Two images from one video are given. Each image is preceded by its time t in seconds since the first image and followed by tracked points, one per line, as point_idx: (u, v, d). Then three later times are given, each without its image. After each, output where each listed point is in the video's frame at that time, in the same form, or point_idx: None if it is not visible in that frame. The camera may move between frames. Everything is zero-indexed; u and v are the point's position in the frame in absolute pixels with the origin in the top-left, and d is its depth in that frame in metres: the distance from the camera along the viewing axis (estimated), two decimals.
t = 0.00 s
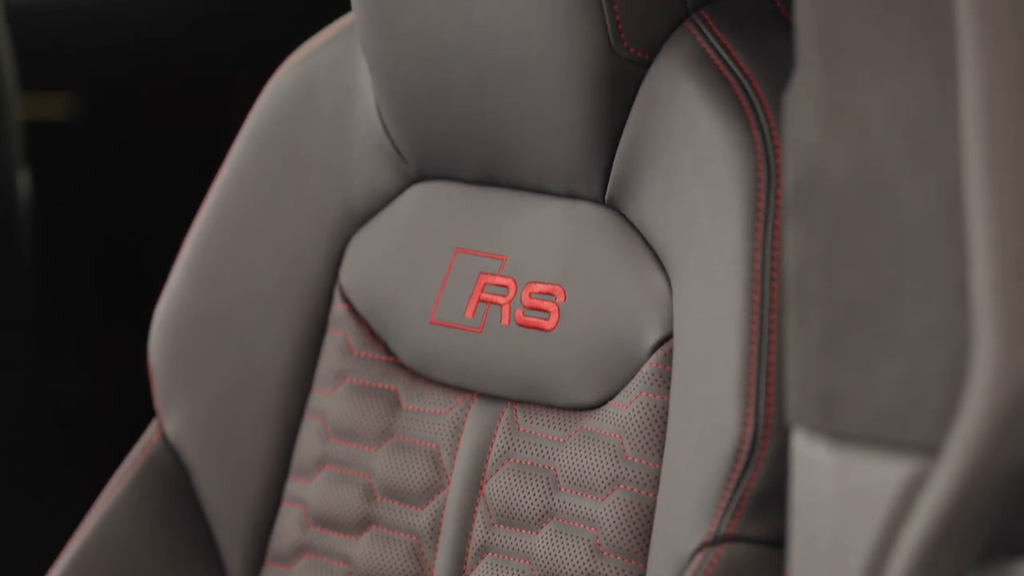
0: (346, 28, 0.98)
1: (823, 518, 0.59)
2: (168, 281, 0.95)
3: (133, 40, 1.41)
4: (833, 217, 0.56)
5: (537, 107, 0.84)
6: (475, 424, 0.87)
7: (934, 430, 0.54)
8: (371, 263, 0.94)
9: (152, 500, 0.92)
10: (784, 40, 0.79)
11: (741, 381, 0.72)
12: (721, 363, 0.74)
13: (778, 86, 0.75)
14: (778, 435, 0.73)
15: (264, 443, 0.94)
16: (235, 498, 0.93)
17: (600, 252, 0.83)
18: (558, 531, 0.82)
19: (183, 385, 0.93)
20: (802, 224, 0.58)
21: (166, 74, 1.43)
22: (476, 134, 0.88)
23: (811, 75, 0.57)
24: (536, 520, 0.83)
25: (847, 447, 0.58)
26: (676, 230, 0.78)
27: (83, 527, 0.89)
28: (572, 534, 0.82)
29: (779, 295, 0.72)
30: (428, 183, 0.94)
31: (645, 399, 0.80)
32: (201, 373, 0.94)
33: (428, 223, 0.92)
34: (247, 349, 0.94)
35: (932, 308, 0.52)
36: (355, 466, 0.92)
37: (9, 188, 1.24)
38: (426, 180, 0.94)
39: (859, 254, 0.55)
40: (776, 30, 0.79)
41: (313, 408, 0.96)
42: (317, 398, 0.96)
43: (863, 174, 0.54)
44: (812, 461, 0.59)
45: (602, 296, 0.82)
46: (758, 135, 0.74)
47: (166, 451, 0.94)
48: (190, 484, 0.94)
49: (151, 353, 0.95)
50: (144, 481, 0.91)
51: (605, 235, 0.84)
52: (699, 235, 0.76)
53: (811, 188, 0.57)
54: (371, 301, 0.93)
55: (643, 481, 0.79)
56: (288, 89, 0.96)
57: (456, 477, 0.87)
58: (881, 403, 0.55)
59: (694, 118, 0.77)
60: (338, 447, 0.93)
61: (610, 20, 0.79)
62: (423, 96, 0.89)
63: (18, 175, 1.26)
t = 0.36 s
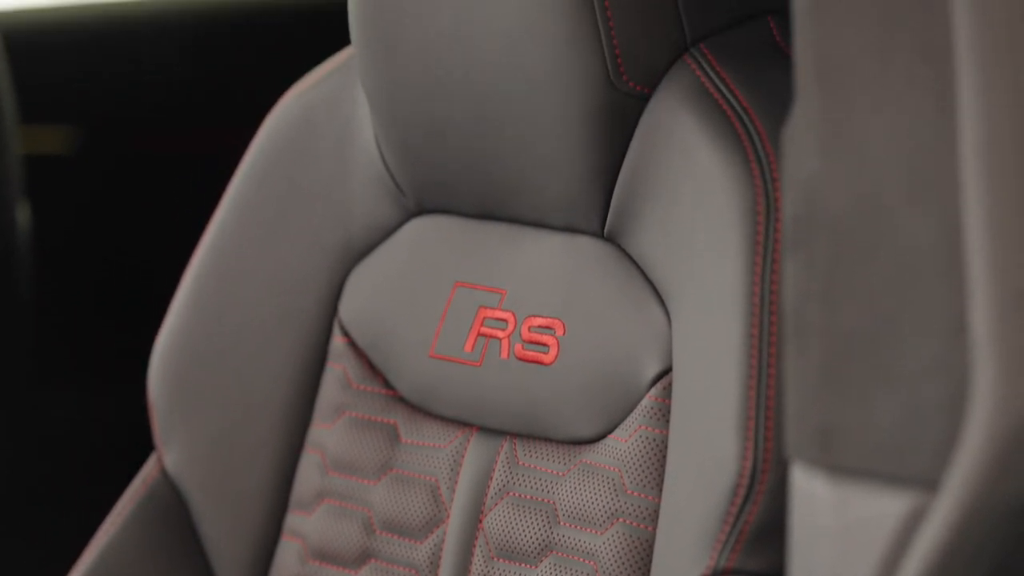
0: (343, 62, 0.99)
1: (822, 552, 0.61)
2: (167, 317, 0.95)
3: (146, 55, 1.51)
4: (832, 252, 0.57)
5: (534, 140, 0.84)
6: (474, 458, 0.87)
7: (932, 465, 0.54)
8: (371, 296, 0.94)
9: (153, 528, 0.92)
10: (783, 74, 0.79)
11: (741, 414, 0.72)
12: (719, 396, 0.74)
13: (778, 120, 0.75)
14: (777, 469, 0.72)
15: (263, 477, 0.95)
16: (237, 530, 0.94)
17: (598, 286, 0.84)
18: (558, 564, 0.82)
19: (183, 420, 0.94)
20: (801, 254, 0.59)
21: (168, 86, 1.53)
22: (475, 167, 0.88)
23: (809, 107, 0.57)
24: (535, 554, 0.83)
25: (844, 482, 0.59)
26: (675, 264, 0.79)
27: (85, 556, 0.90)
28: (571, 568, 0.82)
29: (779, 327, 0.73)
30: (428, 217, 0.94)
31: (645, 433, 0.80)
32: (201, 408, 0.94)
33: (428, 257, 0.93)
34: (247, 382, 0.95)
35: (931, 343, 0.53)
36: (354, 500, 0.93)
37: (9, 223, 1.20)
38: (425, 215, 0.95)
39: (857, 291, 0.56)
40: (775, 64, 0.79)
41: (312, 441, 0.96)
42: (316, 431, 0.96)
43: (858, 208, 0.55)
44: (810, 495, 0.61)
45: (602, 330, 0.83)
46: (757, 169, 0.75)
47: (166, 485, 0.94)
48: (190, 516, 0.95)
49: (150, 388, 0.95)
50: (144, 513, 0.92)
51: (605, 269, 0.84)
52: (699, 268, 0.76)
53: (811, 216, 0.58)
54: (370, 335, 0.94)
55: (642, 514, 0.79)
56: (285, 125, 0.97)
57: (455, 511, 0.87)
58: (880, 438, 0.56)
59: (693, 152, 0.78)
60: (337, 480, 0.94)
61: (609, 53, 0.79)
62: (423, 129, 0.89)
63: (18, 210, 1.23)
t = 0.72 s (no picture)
0: (342, 94, 0.99)
1: None
2: (165, 349, 0.96)
3: (152, 80, 1.56)
4: (831, 285, 0.57)
5: (532, 172, 0.85)
6: (474, 490, 0.87)
7: (933, 496, 0.55)
8: (371, 328, 0.94)
9: (152, 558, 0.93)
10: (782, 105, 0.80)
11: (741, 446, 0.73)
12: (718, 427, 0.74)
13: (776, 152, 0.76)
14: (776, 500, 0.72)
15: (262, 509, 0.95)
16: (236, 561, 0.94)
17: (597, 318, 0.84)
18: None
19: (182, 452, 0.94)
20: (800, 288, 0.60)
21: (171, 108, 1.57)
22: (474, 199, 0.89)
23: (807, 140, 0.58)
24: None
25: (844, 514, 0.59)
26: (674, 296, 0.79)
27: None
28: None
29: (778, 358, 0.73)
30: (426, 249, 0.95)
31: (644, 464, 0.80)
32: (199, 440, 0.94)
33: (427, 289, 0.93)
34: (246, 413, 0.95)
35: (931, 373, 0.54)
36: (353, 531, 0.93)
37: (9, 254, 1.21)
38: (424, 247, 0.95)
39: (854, 317, 0.56)
40: (774, 95, 0.80)
41: (312, 473, 0.96)
42: (315, 462, 0.96)
43: (856, 240, 0.56)
44: (809, 528, 0.61)
45: (601, 361, 0.83)
46: (756, 200, 0.75)
47: (166, 516, 0.94)
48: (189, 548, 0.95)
49: (149, 420, 0.96)
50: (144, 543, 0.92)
51: (604, 301, 0.84)
52: (698, 299, 0.77)
53: (811, 248, 0.58)
54: (369, 367, 0.94)
55: (642, 546, 0.79)
56: (285, 157, 0.97)
57: (453, 544, 0.87)
58: (878, 469, 0.56)
59: (691, 185, 0.78)
60: (336, 511, 0.94)
61: (608, 86, 0.80)
62: (423, 162, 0.90)
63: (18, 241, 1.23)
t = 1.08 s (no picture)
0: (343, 124, 1.00)
1: None
2: (165, 379, 0.97)
3: (155, 105, 1.59)
4: (830, 315, 0.58)
5: (531, 201, 0.85)
6: (473, 520, 0.87)
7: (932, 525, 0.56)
8: (371, 358, 0.95)
9: None
10: (782, 136, 0.81)
11: (739, 478, 0.73)
12: (716, 457, 0.74)
13: (775, 183, 0.77)
14: (774, 530, 0.73)
15: (261, 539, 0.95)
16: None
17: (597, 347, 0.84)
18: None
19: (181, 482, 0.95)
20: (800, 316, 0.61)
21: (174, 136, 1.60)
22: (472, 229, 0.89)
23: (807, 172, 0.59)
24: None
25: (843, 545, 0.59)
26: (672, 326, 0.79)
27: None
28: None
29: (777, 389, 0.74)
30: (425, 279, 0.95)
31: (644, 495, 0.80)
32: (200, 470, 0.95)
33: (426, 320, 0.93)
34: (247, 442, 0.95)
35: (929, 404, 0.55)
36: (351, 562, 0.92)
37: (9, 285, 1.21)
38: (423, 277, 0.95)
39: (851, 348, 0.58)
40: (774, 126, 0.82)
41: (311, 503, 0.96)
42: (314, 492, 0.96)
43: (856, 271, 0.57)
44: (809, 558, 0.61)
45: (600, 391, 0.83)
46: (754, 230, 0.76)
47: (165, 546, 0.95)
48: None
49: (149, 450, 0.97)
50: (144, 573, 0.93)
51: (603, 331, 0.84)
52: (695, 330, 0.77)
53: (810, 277, 0.60)
54: (368, 397, 0.94)
55: None
56: (286, 187, 0.98)
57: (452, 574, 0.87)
58: (876, 501, 0.57)
59: (689, 216, 0.79)
60: (335, 542, 0.94)
61: (608, 117, 0.81)
62: (423, 192, 0.90)
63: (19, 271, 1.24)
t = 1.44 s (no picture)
0: (342, 152, 1.00)
1: None
2: (165, 408, 0.98)
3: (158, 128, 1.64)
4: (829, 345, 0.58)
5: (531, 230, 0.86)
6: (473, 549, 0.87)
7: (933, 554, 0.55)
8: (371, 387, 0.95)
9: None
10: (782, 164, 0.83)
11: (738, 507, 0.73)
12: (715, 486, 0.74)
13: (774, 212, 0.77)
14: (774, 558, 0.73)
15: (261, 567, 0.95)
16: None
17: (597, 377, 0.84)
18: None
19: (180, 511, 0.96)
20: (799, 348, 0.60)
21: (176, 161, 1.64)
22: (472, 258, 0.90)
23: (804, 202, 0.59)
24: None
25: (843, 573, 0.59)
26: (671, 355, 0.80)
27: None
28: None
29: (776, 419, 0.74)
30: (425, 308, 0.95)
31: (643, 524, 0.79)
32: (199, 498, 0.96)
33: (425, 349, 0.93)
34: (247, 471, 0.96)
35: (929, 432, 0.55)
36: None
37: (9, 316, 1.21)
38: (423, 306, 0.96)
39: (850, 370, 0.57)
40: (774, 155, 0.83)
41: (310, 532, 0.96)
42: (314, 521, 0.96)
43: (856, 299, 0.57)
44: None
45: (598, 420, 0.83)
46: (753, 260, 0.76)
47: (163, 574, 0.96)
48: None
49: (148, 479, 0.98)
50: None
51: (601, 360, 0.85)
52: (695, 359, 0.77)
53: (812, 307, 0.59)
54: (368, 427, 0.94)
55: None
56: (285, 214, 0.98)
57: None
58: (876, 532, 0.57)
59: (689, 246, 0.79)
60: (334, 570, 0.93)
61: (608, 148, 0.81)
62: (423, 221, 0.91)
63: (19, 301, 1.24)
